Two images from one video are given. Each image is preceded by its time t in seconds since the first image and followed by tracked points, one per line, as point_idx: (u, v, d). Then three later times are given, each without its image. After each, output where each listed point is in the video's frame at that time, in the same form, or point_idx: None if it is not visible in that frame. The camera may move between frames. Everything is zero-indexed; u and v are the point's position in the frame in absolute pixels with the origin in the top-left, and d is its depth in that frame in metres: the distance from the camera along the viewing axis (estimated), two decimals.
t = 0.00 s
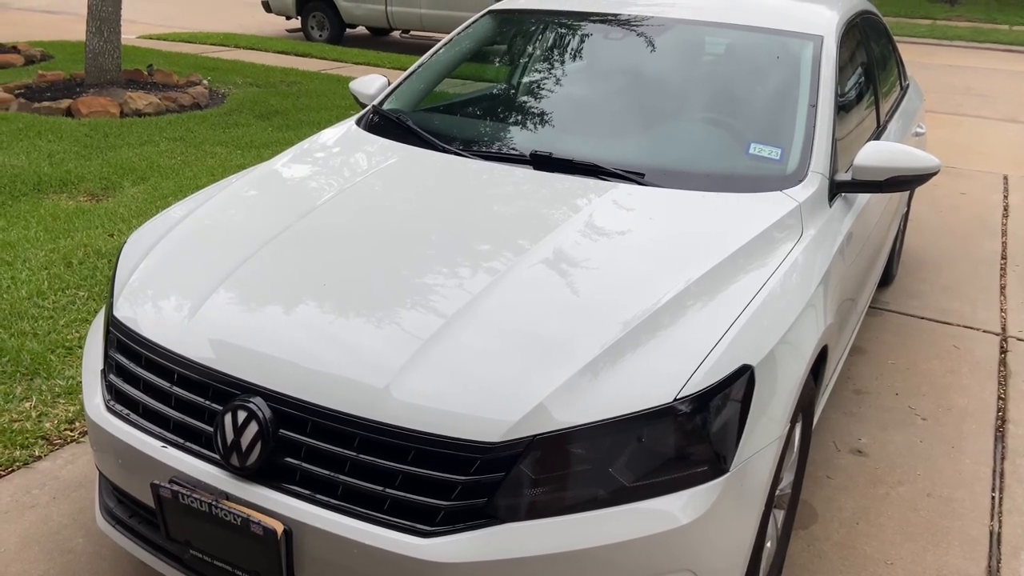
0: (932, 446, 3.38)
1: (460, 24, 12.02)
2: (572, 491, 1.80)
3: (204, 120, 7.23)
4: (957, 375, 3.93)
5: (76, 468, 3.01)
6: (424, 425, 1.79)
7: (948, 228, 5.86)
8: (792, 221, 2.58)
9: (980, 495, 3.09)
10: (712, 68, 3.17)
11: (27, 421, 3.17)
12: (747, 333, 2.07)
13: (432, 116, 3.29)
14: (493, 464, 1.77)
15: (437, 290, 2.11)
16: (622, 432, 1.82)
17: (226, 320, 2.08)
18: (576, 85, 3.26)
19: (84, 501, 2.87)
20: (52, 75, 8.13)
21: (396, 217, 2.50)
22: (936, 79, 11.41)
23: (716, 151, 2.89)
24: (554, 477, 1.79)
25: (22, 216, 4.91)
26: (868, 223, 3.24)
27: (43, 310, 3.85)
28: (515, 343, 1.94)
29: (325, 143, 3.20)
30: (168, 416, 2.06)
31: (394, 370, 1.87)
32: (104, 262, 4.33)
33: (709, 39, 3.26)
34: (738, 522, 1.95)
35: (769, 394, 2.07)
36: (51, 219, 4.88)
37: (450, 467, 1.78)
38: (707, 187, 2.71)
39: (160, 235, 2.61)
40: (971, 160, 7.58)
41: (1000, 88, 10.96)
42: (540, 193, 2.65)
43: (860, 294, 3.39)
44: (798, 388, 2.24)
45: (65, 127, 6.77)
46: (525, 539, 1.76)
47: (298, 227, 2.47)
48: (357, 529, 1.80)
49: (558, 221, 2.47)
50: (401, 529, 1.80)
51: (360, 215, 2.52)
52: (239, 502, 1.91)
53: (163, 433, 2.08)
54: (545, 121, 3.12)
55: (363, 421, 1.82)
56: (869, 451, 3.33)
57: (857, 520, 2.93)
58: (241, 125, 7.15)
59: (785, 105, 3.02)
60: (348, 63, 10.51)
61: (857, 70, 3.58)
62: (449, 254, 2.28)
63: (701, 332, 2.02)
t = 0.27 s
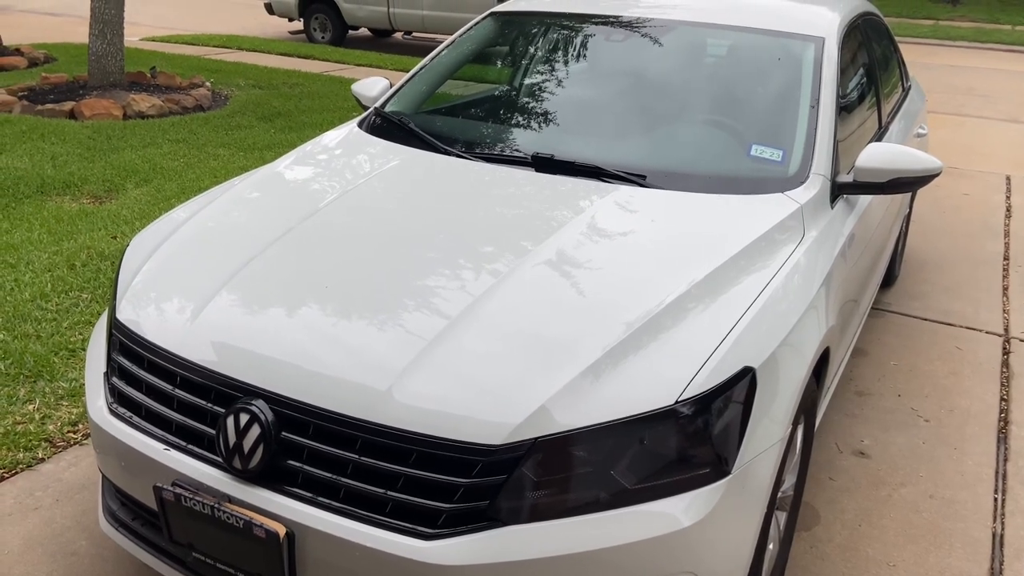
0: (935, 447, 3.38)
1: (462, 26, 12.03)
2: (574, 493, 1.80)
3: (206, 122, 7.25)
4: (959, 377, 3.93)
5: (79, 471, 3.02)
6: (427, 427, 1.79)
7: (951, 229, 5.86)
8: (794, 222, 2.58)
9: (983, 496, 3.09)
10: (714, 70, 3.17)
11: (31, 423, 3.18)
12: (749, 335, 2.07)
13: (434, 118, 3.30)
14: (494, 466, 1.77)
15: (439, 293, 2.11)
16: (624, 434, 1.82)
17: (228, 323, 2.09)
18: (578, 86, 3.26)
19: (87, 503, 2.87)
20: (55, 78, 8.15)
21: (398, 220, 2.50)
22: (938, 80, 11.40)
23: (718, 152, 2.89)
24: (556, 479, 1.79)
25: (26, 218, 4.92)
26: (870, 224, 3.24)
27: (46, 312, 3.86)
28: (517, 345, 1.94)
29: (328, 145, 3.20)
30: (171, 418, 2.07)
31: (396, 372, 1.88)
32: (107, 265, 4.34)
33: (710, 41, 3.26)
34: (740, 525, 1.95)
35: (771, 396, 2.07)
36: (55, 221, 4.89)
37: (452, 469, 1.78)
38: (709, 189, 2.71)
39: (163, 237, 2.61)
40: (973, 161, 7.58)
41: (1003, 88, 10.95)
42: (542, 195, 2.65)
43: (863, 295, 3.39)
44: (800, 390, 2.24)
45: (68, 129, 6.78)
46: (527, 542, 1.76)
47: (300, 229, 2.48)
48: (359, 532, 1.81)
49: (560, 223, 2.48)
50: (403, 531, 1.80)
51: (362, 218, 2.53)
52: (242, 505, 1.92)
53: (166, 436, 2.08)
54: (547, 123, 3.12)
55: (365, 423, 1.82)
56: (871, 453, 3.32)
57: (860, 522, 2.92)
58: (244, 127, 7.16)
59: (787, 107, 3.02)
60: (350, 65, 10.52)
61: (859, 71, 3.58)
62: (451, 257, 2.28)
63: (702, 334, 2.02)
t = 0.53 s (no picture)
0: (936, 448, 3.37)
1: (463, 27, 12.03)
2: (575, 494, 1.80)
3: (208, 123, 7.25)
4: (961, 377, 3.92)
5: (80, 472, 3.02)
6: (427, 428, 1.79)
7: (953, 229, 5.85)
8: (795, 223, 2.58)
9: (985, 497, 3.08)
10: (715, 71, 3.17)
11: (33, 424, 3.18)
12: (750, 335, 2.07)
13: (436, 119, 3.30)
14: (495, 467, 1.77)
15: (440, 294, 2.11)
16: (625, 435, 1.82)
17: (229, 324, 2.09)
18: (580, 87, 3.26)
19: (88, 504, 2.88)
20: (57, 79, 8.16)
21: (399, 221, 2.50)
22: (939, 80, 11.39)
23: (719, 153, 2.89)
24: (557, 480, 1.79)
25: (28, 220, 4.93)
26: (872, 225, 3.24)
27: (48, 314, 3.86)
28: (519, 346, 1.94)
29: (329, 146, 3.20)
30: (172, 419, 2.07)
31: (397, 373, 1.88)
32: (109, 266, 4.34)
33: (711, 41, 3.26)
34: (741, 526, 1.95)
35: (772, 397, 2.07)
36: (57, 223, 4.90)
37: (453, 470, 1.78)
38: (710, 190, 2.71)
39: (164, 239, 2.61)
40: (975, 161, 7.57)
41: (1005, 88, 10.93)
42: (543, 195, 2.65)
43: (864, 295, 3.38)
44: (801, 391, 2.24)
45: (70, 131, 6.79)
46: (527, 542, 1.76)
47: (302, 230, 2.48)
48: (360, 533, 1.81)
49: (561, 224, 2.48)
50: (404, 532, 1.80)
51: (363, 219, 2.53)
52: (243, 506, 1.92)
53: (168, 437, 2.08)
54: (548, 124, 3.13)
55: (366, 424, 1.82)
56: (873, 454, 3.32)
57: (862, 523, 2.92)
58: (245, 129, 7.17)
59: (788, 107, 3.02)
60: (351, 66, 10.53)
61: (860, 72, 3.58)
62: (453, 257, 2.29)
63: (703, 334, 2.02)
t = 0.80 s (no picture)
0: (938, 448, 3.37)
1: (464, 27, 12.04)
2: (576, 494, 1.80)
3: (209, 124, 7.26)
4: (963, 377, 3.92)
5: (82, 472, 3.02)
6: (428, 428, 1.79)
7: (954, 229, 5.85)
8: (796, 223, 2.57)
9: (986, 497, 3.08)
10: (716, 71, 3.16)
11: (34, 425, 3.18)
12: (751, 335, 2.07)
13: (436, 119, 3.30)
14: (496, 467, 1.77)
15: (440, 294, 2.11)
16: (626, 435, 1.82)
17: (230, 325, 2.09)
18: (580, 87, 3.26)
19: (90, 505, 2.88)
20: (58, 80, 8.16)
21: (400, 221, 2.50)
22: (940, 79, 11.39)
23: (720, 153, 2.89)
24: (557, 480, 1.79)
25: (29, 220, 4.93)
26: (873, 224, 3.24)
27: (49, 314, 3.86)
28: (519, 346, 1.94)
29: (330, 147, 3.21)
30: (173, 420, 2.07)
31: (398, 373, 1.88)
32: (110, 267, 4.34)
33: (712, 41, 3.26)
34: (742, 525, 1.95)
35: (773, 397, 2.07)
36: (58, 224, 4.90)
37: (454, 470, 1.78)
38: (711, 190, 2.70)
39: (165, 239, 2.62)
40: (976, 160, 7.56)
41: (1006, 88, 10.93)
42: (544, 196, 2.65)
43: (865, 295, 3.38)
44: (802, 391, 2.24)
45: (71, 132, 6.80)
46: (528, 542, 1.76)
47: (302, 230, 2.48)
48: (361, 533, 1.81)
49: (562, 224, 2.48)
50: (405, 532, 1.80)
51: (364, 219, 2.53)
52: (244, 506, 1.92)
53: (169, 438, 2.08)
54: (549, 125, 3.13)
55: (366, 424, 1.82)
56: (875, 454, 3.32)
57: (863, 523, 2.92)
58: (246, 129, 7.17)
59: (789, 107, 3.01)
60: (352, 67, 10.53)
61: (861, 72, 3.58)
62: (453, 258, 2.28)
63: (704, 334, 2.02)
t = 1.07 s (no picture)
0: (938, 448, 3.37)
1: (464, 28, 12.04)
2: (576, 494, 1.80)
3: (209, 125, 7.26)
4: (963, 377, 3.92)
5: (83, 473, 3.03)
6: (428, 428, 1.80)
7: (954, 229, 5.85)
8: (796, 223, 2.58)
9: (986, 497, 3.08)
10: (716, 71, 3.17)
11: (35, 425, 3.19)
12: (751, 335, 2.07)
13: (437, 120, 3.30)
14: (497, 467, 1.77)
15: (440, 295, 2.11)
16: (626, 435, 1.82)
17: (230, 325, 2.09)
18: (580, 88, 3.26)
19: (91, 505, 2.88)
20: (58, 81, 8.17)
21: (401, 221, 2.51)
22: (940, 80, 11.39)
23: (720, 153, 2.90)
24: (558, 480, 1.80)
25: (30, 222, 4.94)
26: (873, 225, 3.24)
27: (50, 315, 3.87)
28: (519, 346, 1.94)
29: (330, 147, 3.21)
30: (174, 420, 2.07)
31: (398, 374, 1.88)
32: (111, 268, 4.35)
33: (712, 42, 3.26)
34: (742, 526, 1.95)
35: (773, 396, 2.07)
36: (58, 225, 4.90)
37: (455, 470, 1.79)
38: (711, 190, 2.71)
39: (166, 240, 2.62)
40: (976, 161, 7.57)
41: (1006, 88, 10.93)
42: (544, 196, 2.66)
43: (865, 295, 3.38)
44: (802, 391, 2.24)
45: (72, 133, 6.80)
46: (529, 542, 1.76)
47: (303, 231, 2.48)
48: (362, 533, 1.81)
49: (562, 224, 2.48)
50: (406, 532, 1.80)
51: (364, 219, 2.53)
52: (245, 506, 1.92)
53: (169, 438, 2.09)
54: (549, 125, 3.13)
55: (367, 424, 1.83)
56: (875, 454, 3.32)
57: (863, 523, 2.92)
58: (247, 130, 7.17)
59: (789, 108, 3.02)
60: (353, 68, 10.54)
61: (861, 72, 3.58)
62: (453, 258, 2.29)
63: (704, 335, 2.02)
